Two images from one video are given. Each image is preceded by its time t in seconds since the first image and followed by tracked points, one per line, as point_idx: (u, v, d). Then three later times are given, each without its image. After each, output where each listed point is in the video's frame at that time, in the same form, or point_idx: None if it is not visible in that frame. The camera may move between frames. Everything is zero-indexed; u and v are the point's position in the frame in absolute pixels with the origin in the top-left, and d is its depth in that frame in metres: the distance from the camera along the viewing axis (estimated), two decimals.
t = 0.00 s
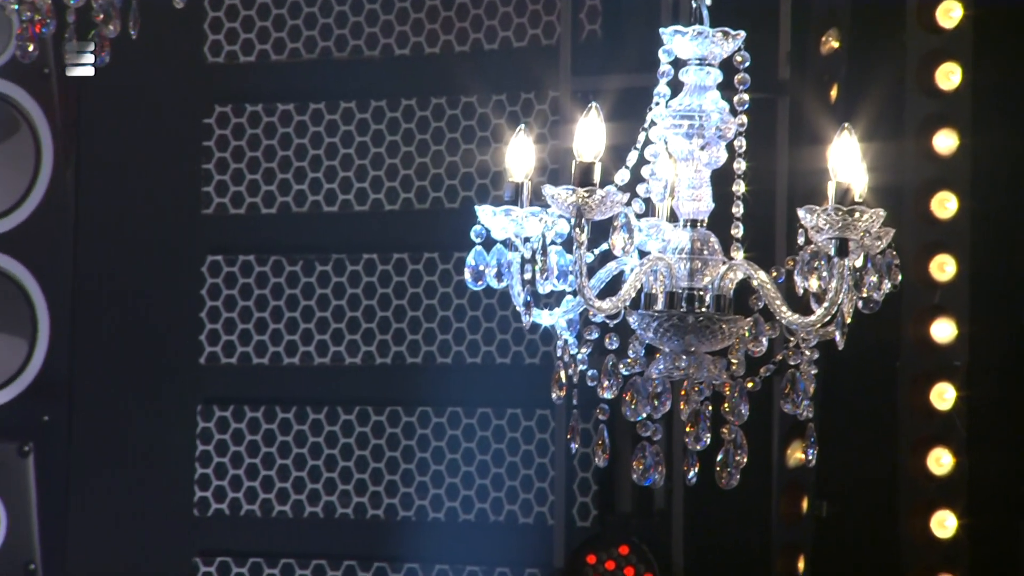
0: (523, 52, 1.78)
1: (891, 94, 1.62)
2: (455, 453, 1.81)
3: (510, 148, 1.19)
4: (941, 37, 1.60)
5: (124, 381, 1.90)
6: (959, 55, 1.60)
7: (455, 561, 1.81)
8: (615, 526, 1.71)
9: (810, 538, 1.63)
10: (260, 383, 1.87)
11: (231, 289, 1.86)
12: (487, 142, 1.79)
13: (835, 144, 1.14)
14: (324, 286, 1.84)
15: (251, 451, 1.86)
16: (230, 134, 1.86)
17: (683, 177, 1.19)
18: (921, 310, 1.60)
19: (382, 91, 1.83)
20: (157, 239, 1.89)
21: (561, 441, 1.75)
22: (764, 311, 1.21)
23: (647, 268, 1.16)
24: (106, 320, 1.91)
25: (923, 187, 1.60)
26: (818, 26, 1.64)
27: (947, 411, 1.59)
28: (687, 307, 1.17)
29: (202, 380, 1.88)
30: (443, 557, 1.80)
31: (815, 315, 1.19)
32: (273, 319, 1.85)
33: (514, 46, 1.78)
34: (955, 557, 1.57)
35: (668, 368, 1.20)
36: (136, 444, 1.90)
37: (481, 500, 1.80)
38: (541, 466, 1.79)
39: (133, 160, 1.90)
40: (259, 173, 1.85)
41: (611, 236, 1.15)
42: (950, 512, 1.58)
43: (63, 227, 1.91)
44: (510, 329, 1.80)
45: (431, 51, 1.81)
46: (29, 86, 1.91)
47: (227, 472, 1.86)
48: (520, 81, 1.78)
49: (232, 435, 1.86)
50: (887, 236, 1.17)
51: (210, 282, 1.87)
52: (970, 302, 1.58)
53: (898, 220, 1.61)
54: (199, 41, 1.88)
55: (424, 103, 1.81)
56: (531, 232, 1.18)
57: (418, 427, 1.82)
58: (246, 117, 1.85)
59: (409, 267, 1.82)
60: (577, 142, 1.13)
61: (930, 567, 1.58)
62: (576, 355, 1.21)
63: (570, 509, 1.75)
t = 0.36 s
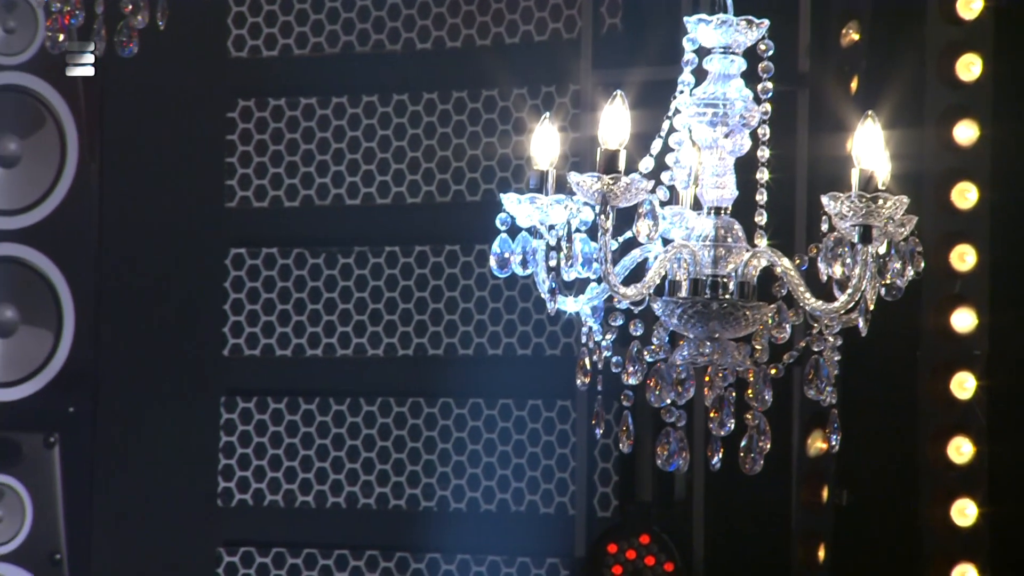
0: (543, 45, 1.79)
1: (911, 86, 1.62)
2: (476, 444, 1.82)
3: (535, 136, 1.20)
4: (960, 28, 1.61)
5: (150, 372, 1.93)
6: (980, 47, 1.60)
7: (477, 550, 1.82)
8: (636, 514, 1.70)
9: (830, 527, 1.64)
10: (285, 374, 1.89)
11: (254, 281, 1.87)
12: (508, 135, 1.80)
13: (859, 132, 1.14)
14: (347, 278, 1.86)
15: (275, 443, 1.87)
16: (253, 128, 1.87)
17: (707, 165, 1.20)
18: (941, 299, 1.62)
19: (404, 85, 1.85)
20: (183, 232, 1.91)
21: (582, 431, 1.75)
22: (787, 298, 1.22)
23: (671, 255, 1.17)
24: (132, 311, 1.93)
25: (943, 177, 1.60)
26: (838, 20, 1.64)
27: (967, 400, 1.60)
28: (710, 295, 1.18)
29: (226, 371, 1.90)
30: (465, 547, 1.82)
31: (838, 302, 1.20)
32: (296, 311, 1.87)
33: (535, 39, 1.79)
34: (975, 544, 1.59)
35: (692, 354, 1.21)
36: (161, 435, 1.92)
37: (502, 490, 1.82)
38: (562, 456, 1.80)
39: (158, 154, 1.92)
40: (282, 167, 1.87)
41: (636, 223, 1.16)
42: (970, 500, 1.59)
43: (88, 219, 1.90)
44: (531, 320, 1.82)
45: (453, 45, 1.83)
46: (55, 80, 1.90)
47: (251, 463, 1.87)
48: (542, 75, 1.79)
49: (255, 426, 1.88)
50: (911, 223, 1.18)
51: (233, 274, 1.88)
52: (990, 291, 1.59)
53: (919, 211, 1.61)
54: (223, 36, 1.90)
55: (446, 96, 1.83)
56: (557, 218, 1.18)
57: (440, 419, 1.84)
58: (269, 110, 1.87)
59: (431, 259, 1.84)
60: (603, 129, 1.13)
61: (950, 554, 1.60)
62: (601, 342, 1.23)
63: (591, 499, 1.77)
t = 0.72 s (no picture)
0: (566, 38, 1.81)
1: (933, 77, 1.63)
2: (498, 434, 1.84)
3: (561, 123, 1.22)
4: (982, 19, 1.61)
5: (175, 364, 1.95)
6: (1001, 37, 1.60)
7: (499, 539, 1.84)
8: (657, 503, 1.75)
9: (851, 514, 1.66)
10: (309, 365, 1.91)
11: (278, 273, 1.89)
12: (530, 128, 1.82)
13: (882, 118, 1.15)
14: (370, 270, 1.87)
15: (298, 433, 1.88)
16: (277, 121, 1.89)
17: (732, 152, 1.20)
18: (963, 287, 1.62)
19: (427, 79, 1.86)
20: (208, 224, 1.93)
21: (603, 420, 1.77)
22: (812, 285, 1.23)
23: (696, 241, 1.19)
24: (156, 303, 1.95)
25: (965, 166, 1.61)
26: (858, 13, 1.66)
27: (988, 388, 1.60)
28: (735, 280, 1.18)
29: (250, 362, 1.92)
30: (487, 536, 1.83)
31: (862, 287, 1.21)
32: (319, 303, 1.88)
33: (557, 32, 1.81)
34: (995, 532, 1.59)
35: (717, 339, 1.22)
36: (187, 425, 1.94)
37: (524, 480, 1.83)
38: (584, 446, 1.81)
39: (183, 147, 1.94)
40: (305, 159, 1.89)
41: (662, 209, 1.18)
42: (992, 488, 1.59)
43: (114, 210, 1.93)
44: (553, 311, 1.83)
45: (476, 39, 1.84)
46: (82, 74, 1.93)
47: (275, 453, 1.89)
48: (564, 68, 1.81)
49: (279, 417, 1.89)
50: (934, 209, 1.18)
51: (257, 266, 1.89)
52: (1012, 280, 1.59)
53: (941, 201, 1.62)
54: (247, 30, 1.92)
55: (468, 90, 1.84)
56: (582, 205, 1.20)
57: (462, 409, 1.85)
58: (293, 103, 1.88)
59: (453, 251, 1.85)
60: (627, 115, 1.15)
61: (970, 541, 1.61)
62: (626, 326, 1.24)
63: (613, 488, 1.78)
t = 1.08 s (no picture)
0: (589, 30, 1.82)
1: (957, 67, 1.65)
2: (522, 424, 1.86)
3: (588, 110, 1.22)
4: (1007, 8, 1.63)
5: (201, 354, 1.97)
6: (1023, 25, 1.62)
7: (523, 528, 1.86)
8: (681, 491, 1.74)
9: (874, 501, 1.69)
10: (333, 355, 1.92)
11: (304, 264, 1.91)
12: (554, 120, 1.83)
13: (910, 102, 1.15)
14: (394, 261, 1.89)
15: (324, 422, 1.91)
16: (303, 114, 1.92)
17: (759, 137, 1.21)
18: (986, 275, 1.64)
19: (451, 71, 1.88)
20: (233, 216, 1.95)
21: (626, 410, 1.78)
22: (838, 269, 1.24)
23: (723, 226, 1.20)
24: (183, 295, 1.97)
25: (988, 154, 1.62)
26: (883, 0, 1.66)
27: (1012, 375, 1.62)
28: (762, 264, 1.19)
29: (275, 353, 1.93)
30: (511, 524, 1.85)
31: (889, 271, 1.22)
32: (345, 293, 1.91)
33: (580, 25, 1.82)
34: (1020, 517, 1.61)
35: (744, 323, 1.23)
36: (213, 415, 1.96)
37: (548, 469, 1.85)
38: (607, 436, 1.83)
39: (210, 140, 1.96)
40: (331, 151, 1.91)
41: (690, 193, 1.19)
42: (1014, 474, 1.61)
43: (141, 203, 1.94)
44: (576, 302, 1.85)
45: (499, 32, 1.86)
46: (108, 67, 1.95)
47: (301, 442, 1.92)
48: (585, 60, 1.82)
49: (304, 406, 1.91)
50: (961, 193, 1.19)
51: (283, 257, 1.92)
52: None
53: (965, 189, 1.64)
54: (273, 24, 1.94)
55: (492, 82, 1.86)
56: (610, 188, 1.21)
57: (486, 398, 1.87)
58: (318, 96, 1.91)
59: (478, 242, 1.87)
60: (656, 101, 1.16)
61: (995, 528, 1.62)
62: (653, 311, 1.25)
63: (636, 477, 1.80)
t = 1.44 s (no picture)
0: (613, 22, 1.83)
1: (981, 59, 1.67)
2: (546, 413, 1.87)
3: (617, 94, 1.24)
4: None
5: (228, 343, 1.99)
6: None
7: (547, 516, 1.87)
8: (706, 479, 1.76)
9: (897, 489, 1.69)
10: (358, 345, 1.93)
11: (330, 255, 1.94)
12: (577, 111, 1.84)
13: (937, 86, 1.15)
14: (419, 251, 1.91)
15: (349, 411, 1.92)
16: (329, 106, 1.93)
17: (786, 122, 1.22)
18: (1011, 262, 1.67)
19: (475, 62, 1.89)
20: (259, 206, 1.97)
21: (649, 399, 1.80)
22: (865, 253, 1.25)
23: (751, 210, 1.22)
24: (209, 285, 1.99)
25: (1011, 142, 1.64)
26: None
27: None
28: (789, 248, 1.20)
29: (301, 342, 1.95)
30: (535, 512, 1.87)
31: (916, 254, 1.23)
32: (370, 283, 1.93)
33: (604, 16, 1.83)
34: None
35: (772, 306, 1.24)
36: (238, 405, 1.98)
37: (571, 457, 1.87)
38: (631, 424, 1.85)
39: (237, 132, 1.98)
40: (356, 143, 1.92)
41: (718, 176, 1.22)
42: None
43: (169, 194, 1.97)
44: (600, 291, 1.86)
45: (524, 23, 1.87)
46: (137, 60, 1.97)
47: (326, 431, 1.93)
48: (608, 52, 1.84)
49: (330, 396, 1.93)
50: (987, 175, 1.19)
51: (309, 248, 1.94)
52: None
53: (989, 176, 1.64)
54: (299, 17, 1.96)
55: (516, 74, 1.87)
56: (637, 173, 1.23)
57: (510, 387, 1.89)
58: (344, 88, 1.93)
59: (502, 233, 1.89)
60: (684, 85, 1.17)
61: (1019, 514, 1.64)
62: (681, 295, 1.26)
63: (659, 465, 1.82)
